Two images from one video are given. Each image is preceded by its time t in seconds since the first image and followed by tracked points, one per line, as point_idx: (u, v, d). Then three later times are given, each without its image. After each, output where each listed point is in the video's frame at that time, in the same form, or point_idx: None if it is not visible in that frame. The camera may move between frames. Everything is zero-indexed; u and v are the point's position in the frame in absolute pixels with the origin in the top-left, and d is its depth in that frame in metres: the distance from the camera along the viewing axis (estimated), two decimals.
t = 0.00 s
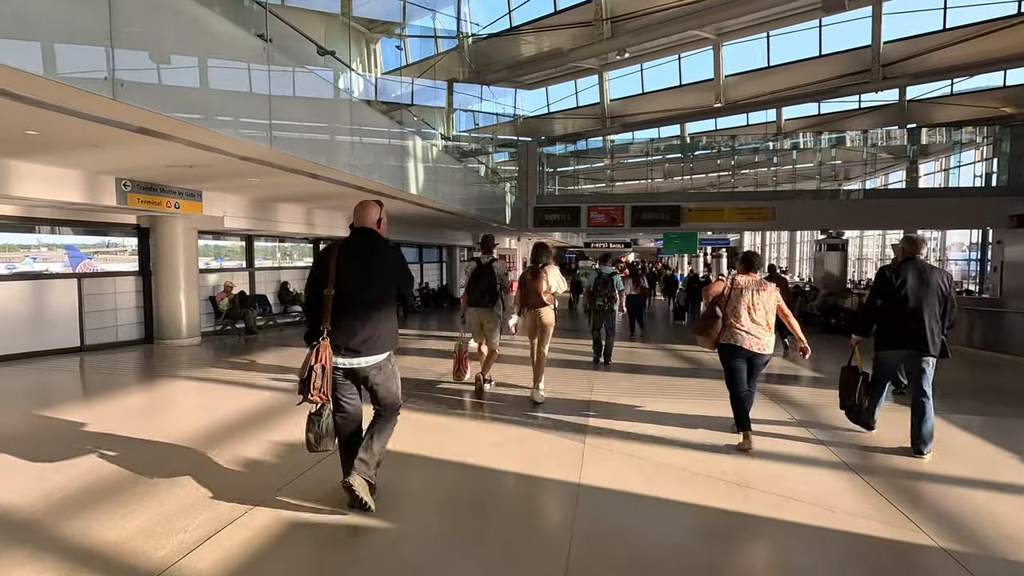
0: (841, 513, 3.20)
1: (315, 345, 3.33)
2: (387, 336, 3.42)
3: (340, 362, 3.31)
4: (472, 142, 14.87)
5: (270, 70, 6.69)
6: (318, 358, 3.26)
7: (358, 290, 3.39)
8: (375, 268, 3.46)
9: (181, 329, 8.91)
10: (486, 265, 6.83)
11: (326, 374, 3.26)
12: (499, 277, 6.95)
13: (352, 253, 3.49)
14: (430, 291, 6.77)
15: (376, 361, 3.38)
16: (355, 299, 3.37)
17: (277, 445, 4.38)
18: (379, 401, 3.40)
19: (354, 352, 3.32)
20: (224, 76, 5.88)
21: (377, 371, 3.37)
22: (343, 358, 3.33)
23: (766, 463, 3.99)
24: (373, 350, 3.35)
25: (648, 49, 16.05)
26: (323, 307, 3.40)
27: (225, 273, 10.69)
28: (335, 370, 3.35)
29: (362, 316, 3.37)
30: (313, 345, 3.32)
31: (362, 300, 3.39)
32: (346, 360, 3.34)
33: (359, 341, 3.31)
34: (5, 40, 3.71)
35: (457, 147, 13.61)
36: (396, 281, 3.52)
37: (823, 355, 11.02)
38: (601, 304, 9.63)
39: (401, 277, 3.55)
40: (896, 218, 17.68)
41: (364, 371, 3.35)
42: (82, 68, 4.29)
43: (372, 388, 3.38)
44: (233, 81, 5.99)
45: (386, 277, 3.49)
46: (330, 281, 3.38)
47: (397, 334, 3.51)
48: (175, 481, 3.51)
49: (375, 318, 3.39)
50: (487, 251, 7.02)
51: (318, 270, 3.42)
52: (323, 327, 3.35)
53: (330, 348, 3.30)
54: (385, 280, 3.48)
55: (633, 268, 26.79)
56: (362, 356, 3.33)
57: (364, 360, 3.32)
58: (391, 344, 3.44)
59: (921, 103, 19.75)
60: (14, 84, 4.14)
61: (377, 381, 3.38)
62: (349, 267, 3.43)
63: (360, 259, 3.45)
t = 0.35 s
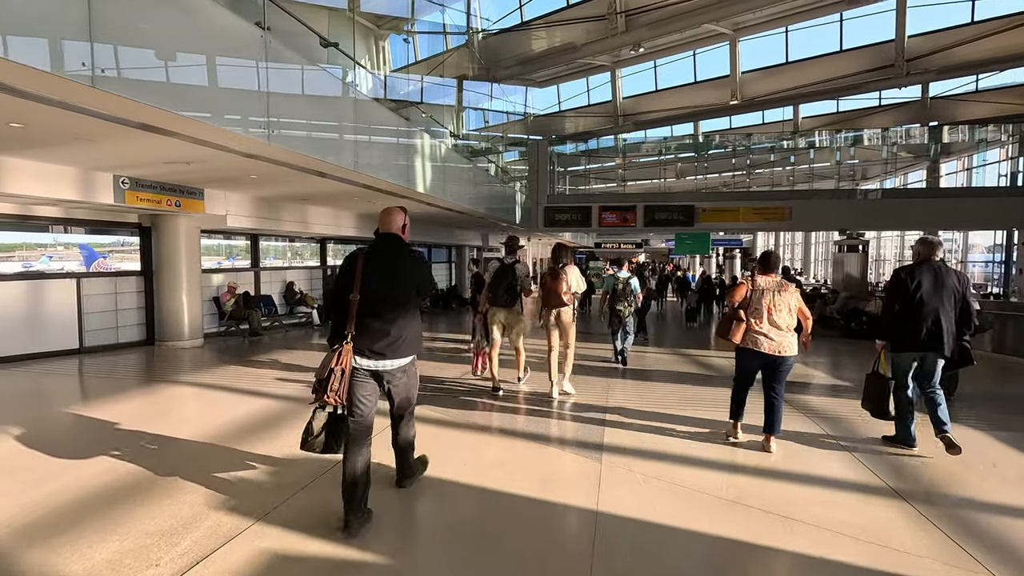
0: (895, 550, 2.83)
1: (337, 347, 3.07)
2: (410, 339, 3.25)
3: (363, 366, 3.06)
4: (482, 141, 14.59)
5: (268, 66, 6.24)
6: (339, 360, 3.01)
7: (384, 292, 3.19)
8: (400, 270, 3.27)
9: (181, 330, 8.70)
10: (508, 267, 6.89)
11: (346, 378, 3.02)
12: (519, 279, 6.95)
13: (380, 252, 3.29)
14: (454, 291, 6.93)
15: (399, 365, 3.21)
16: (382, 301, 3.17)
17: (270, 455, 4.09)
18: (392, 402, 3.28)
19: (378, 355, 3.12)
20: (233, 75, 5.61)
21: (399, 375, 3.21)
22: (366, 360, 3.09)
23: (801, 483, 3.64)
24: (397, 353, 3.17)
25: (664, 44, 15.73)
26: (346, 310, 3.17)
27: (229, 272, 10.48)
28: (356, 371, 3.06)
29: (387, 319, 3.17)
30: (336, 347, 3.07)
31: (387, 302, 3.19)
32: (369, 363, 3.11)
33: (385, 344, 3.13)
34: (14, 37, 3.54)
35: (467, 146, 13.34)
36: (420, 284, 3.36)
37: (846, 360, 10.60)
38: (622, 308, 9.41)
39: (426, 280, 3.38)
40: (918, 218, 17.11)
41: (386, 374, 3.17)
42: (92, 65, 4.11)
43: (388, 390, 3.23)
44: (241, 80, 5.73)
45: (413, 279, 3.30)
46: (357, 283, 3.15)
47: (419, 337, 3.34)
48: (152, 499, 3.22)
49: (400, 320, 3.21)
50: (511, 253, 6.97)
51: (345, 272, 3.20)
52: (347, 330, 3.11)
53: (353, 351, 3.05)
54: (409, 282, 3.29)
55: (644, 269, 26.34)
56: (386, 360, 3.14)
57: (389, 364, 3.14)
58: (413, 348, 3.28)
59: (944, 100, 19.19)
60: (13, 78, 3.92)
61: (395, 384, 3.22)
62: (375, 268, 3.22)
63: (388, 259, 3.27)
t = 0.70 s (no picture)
0: None
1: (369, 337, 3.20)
2: (426, 332, 3.34)
3: (389, 355, 3.20)
4: (489, 140, 14.31)
5: (268, 65, 5.90)
6: (372, 350, 3.14)
7: (404, 285, 3.30)
8: (417, 264, 3.40)
9: (179, 333, 8.51)
10: (524, 266, 6.90)
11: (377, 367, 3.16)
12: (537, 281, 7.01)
13: (396, 249, 3.40)
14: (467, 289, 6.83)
15: (416, 356, 3.27)
16: (400, 293, 3.29)
17: (253, 465, 3.80)
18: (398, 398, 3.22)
19: (397, 345, 3.20)
20: (237, 74, 5.35)
21: (412, 367, 3.24)
22: (386, 350, 3.22)
23: (834, 509, 3.27)
24: (415, 343, 3.25)
25: (674, 39, 15.42)
26: (368, 302, 3.30)
27: (230, 273, 10.30)
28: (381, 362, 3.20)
29: (406, 310, 3.28)
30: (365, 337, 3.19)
31: (406, 295, 3.31)
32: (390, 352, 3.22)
33: (403, 334, 3.22)
34: (18, 35, 3.38)
35: (474, 146, 13.10)
36: (436, 278, 3.46)
37: (864, 364, 10.23)
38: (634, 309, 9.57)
39: (442, 276, 3.50)
40: (937, 218, 16.59)
41: (402, 365, 3.23)
42: (100, 66, 3.95)
43: (399, 384, 3.24)
44: (245, 80, 5.47)
45: (429, 274, 3.44)
46: (377, 277, 3.28)
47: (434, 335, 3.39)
48: (117, 521, 2.93)
49: (416, 312, 3.31)
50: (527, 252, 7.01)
51: (362, 265, 3.31)
52: (374, 321, 3.24)
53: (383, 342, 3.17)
54: (425, 276, 3.42)
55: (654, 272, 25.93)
56: (404, 350, 3.22)
57: (407, 354, 3.21)
58: (427, 343, 3.32)
59: (963, 96, 18.67)
60: (14, 76, 3.75)
61: (409, 376, 3.24)
62: (393, 261, 3.34)
63: (404, 254, 3.37)
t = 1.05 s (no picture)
0: None
1: (379, 350, 3.08)
2: (432, 341, 3.25)
3: (396, 367, 3.11)
4: (492, 140, 14.02)
5: (266, 63, 5.56)
6: (382, 362, 3.04)
7: (409, 296, 3.19)
8: (419, 272, 3.28)
9: (167, 338, 8.24)
10: (528, 275, 6.67)
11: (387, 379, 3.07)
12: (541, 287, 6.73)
13: (400, 257, 3.28)
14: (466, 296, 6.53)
15: (421, 366, 3.21)
16: (405, 303, 3.17)
17: (223, 487, 3.48)
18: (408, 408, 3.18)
19: (402, 356, 3.14)
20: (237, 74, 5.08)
21: (418, 377, 3.20)
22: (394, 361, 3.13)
23: (868, 547, 2.94)
24: (419, 354, 3.18)
25: (681, 35, 15.12)
26: (374, 313, 3.18)
27: (223, 275, 10.01)
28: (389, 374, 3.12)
29: (410, 321, 3.18)
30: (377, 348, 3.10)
31: (411, 304, 3.19)
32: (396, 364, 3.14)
33: (408, 345, 3.14)
34: (19, 33, 3.22)
35: (476, 145, 12.81)
36: (438, 284, 3.36)
37: (878, 370, 9.86)
38: (644, 309, 9.29)
39: (445, 282, 3.39)
40: (951, 218, 16.17)
41: (407, 376, 3.18)
42: (103, 64, 3.77)
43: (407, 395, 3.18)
44: (246, 81, 5.20)
45: (432, 281, 3.31)
46: (384, 288, 3.16)
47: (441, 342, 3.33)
48: (60, 562, 2.60)
49: (421, 320, 3.22)
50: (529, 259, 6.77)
51: (368, 277, 3.18)
52: (385, 334, 3.11)
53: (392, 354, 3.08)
54: (428, 284, 3.29)
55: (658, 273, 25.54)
56: (409, 361, 3.15)
57: (412, 365, 3.15)
58: (433, 351, 3.25)
59: (977, 94, 18.27)
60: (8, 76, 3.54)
61: (416, 386, 3.19)
62: (398, 271, 3.21)
63: (408, 262, 3.26)
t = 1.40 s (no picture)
0: None
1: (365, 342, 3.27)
2: (434, 334, 3.41)
3: (393, 357, 3.27)
4: (489, 136, 13.70)
5: (258, 56, 5.23)
6: (368, 353, 3.21)
7: (411, 290, 3.37)
8: (424, 268, 3.45)
9: (148, 339, 7.92)
10: (530, 271, 6.39)
11: (375, 370, 3.22)
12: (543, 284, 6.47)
13: (405, 254, 3.45)
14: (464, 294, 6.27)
15: (425, 357, 3.38)
16: (408, 296, 3.35)
17: (185, 508, 3.17)
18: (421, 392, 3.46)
19: (405, 348, 3.30)
20: (229, 68, 4.80)
21: (425, 366, 3.39)
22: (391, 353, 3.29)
23: None
24: (423, 346, 3.34)
25: (682, 29, 14.86)
26: (375, 306, 3.37)
27: (209, 274, 9.69)
28: (384, 365, 3.29)
29: (413, 314, 3.35)
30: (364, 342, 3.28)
31: (413, 298, 3.37)
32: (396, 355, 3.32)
33: (410, 338, 3.31)
34: None
35: (472, 141, 12.51)
36: (443, 279, 3.53)
37: (885, 373, 9.57)
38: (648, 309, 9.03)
39: (449, 278, 3.55)
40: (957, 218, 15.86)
41: (413, 367, 3.36)
42: (91, 57, 3.53)
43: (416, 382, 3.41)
44: (238, 74, 4.91)
45: (436, 277, 3.47)
46: (384, 282, 3.35)
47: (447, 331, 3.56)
48: None
49: (424, 315, 3.38)
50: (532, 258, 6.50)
51: (371, 272, 3.38)
52: (374, 325, 3.33)
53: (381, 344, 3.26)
54: (433, 279, 3.47)
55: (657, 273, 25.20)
56: (411, 353, 3.32)
57: (414, 357, 3.32)
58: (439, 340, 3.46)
59: (983, 91, 18.00)
60: None
61: (422, 375, 3.39)
62: (402, 267, 3.40)
63: (412, 258, 3.43)
